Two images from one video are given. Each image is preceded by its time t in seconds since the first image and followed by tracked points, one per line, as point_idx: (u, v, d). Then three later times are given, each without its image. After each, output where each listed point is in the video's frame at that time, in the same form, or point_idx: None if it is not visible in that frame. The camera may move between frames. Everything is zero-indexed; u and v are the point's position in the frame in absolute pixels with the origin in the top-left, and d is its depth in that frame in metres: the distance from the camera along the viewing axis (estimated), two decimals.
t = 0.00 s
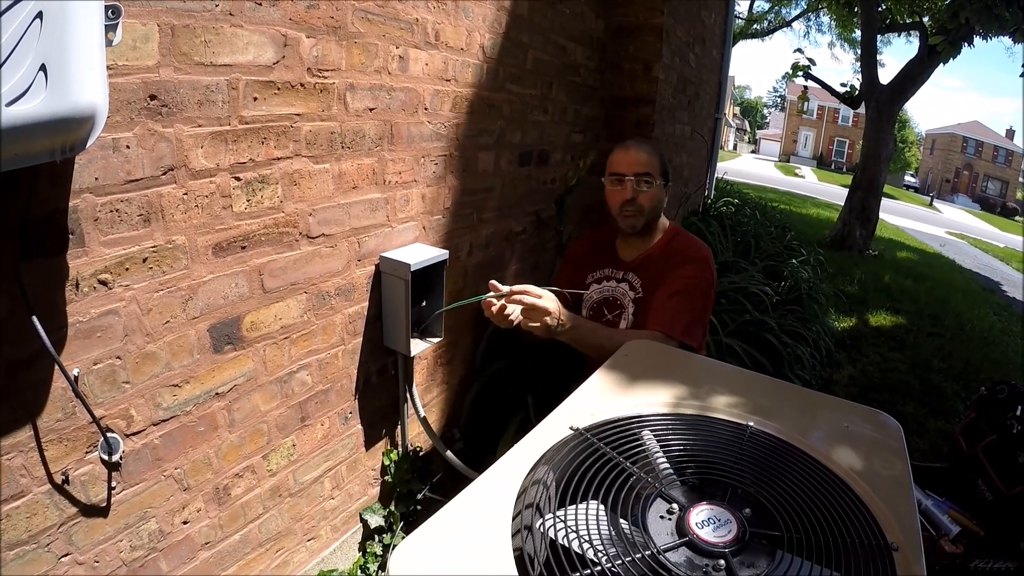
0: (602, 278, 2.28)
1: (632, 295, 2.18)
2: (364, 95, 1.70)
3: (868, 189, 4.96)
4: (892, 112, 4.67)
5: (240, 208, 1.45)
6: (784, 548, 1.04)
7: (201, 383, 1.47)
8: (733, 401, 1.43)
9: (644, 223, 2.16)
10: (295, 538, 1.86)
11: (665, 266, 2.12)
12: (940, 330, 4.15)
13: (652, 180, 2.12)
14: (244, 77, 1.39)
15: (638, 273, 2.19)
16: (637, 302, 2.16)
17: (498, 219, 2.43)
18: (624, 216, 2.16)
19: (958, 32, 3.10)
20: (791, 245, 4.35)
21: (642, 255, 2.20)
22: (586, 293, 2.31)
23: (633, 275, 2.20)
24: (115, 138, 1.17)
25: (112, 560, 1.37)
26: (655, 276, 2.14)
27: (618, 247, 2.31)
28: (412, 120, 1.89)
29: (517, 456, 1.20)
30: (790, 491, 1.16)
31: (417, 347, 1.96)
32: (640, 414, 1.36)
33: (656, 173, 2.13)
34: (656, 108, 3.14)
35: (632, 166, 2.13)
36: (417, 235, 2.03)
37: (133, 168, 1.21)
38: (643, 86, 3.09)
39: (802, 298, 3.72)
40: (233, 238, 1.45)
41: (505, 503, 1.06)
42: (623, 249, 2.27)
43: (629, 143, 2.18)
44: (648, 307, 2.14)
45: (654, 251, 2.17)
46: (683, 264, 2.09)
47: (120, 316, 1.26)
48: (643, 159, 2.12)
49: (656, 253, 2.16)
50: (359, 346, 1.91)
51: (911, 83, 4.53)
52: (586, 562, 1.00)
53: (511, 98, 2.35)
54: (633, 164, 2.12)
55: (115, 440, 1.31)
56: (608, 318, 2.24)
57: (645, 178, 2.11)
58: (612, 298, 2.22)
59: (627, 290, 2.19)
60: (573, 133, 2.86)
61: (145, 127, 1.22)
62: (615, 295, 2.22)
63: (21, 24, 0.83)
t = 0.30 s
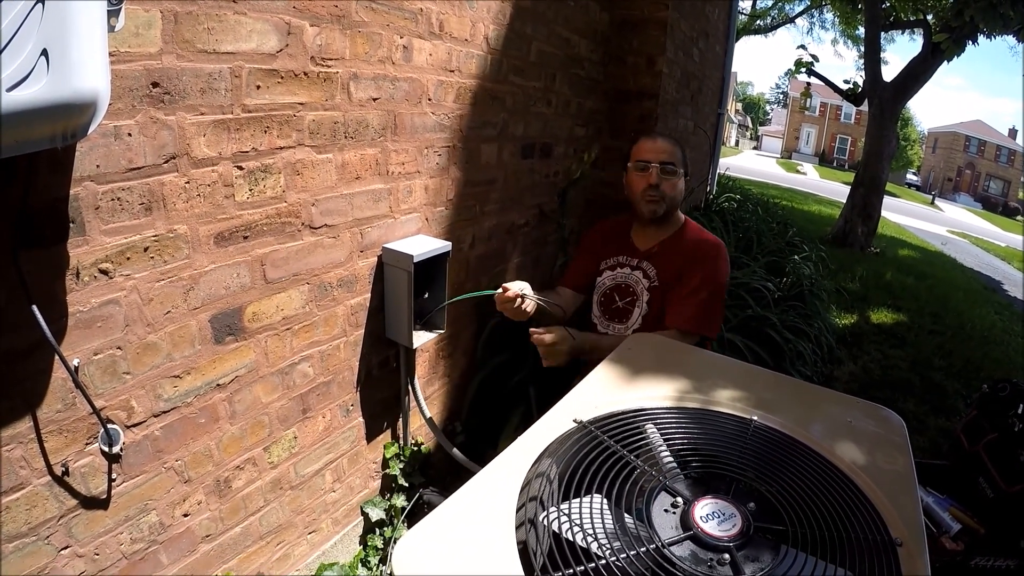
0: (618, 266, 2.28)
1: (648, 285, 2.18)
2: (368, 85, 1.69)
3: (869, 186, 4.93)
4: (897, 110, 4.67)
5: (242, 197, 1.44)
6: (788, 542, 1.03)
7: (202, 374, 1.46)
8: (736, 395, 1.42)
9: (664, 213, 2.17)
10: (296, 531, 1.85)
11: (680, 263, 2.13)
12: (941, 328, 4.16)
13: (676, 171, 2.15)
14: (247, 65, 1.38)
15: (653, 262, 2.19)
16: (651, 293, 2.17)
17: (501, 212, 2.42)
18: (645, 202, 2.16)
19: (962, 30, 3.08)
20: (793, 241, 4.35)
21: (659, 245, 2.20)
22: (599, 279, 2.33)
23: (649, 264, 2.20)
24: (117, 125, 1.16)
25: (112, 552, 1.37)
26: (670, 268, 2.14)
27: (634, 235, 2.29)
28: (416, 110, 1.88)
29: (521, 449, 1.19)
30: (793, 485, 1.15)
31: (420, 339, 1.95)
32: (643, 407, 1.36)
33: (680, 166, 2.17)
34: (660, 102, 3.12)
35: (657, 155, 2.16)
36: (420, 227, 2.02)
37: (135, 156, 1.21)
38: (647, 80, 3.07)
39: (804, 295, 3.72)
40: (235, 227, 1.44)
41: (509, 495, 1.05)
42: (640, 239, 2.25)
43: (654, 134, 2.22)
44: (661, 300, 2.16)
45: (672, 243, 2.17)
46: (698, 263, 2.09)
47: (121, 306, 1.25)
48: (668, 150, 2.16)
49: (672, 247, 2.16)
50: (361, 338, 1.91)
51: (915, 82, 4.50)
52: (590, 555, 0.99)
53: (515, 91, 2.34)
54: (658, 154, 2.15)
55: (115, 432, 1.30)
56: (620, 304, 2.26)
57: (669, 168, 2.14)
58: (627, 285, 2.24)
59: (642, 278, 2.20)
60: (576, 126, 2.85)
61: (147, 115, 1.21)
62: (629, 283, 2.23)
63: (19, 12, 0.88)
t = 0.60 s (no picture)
0: (627, 269, 2.27)
1: (661, 293, 2.19)
2: (368, 87, 1.69)
3: (868, 188, 4.78)
4: (897, 112, 4.63)
5: (242, 199, 1.44)
6: (788, 546, 1.03)
7: (201, 376, 1.46)
8: (736, 397, 1.42)
9: (666, 227, 2.15)
10: (295, 533, 1.85)
11: (691, 272, 2.15)
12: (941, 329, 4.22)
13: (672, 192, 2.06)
14: (247, 67, 1.38)
15: (664, 267, 2.19)
16: (663, 301, 2.19)
17: (501, 214, 2.42)
18: (642, 222, 2.14)
19: (962, 32, 3.08)
20: (792, 243, 4.36)
21: (667, 250, 2.19)
22: (606, 278, 2.33)
23: (659, 271, 2.19)
24: (116, 127, 1.16)
25: (112, 554, 1.36)
26: (682, 277, 2.16)
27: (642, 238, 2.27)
28: (416, 112, 1.88)
29: (521, 451, 1.19)
30: (793, 488, 1.15)
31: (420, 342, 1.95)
32: (644, 410, 1.35)
33: (678, 183, 2.07)
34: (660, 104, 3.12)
35: (652, 177, 2.07)
36: (420, 229, 2.02)
37: (135, 158, 1.20)
38: (647, 82, 3.07)
39: (803, 297, 3.72)
40: (235, 230, 1.44)
41: (509, 497, 1.05)
42: (648, 242, 2.23)
43: (651, 148, 2.11)
44: (671, 307, 2.18)
45: (680, 251, 2.17)
46: (709, 273, 2.11)
47: (120, 308, 1.25)
48: (664, 171, 2.06)
49: (681, 254, 2.17)
50: (361, 341, 1.90)
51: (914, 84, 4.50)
52: (590, 559, 0.99)
53: (515, 92, 2.34)
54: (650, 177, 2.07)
55: (115, 434, 1.30)
56: (628, 306, 2.27)
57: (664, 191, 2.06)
58: (635, 289, 2.25)
59: (652, 285, 2.21)
60: (576, 128, 2.85)
61: (147, 117, 1.21)
62: (639, 287, 2.24)
63: (22, 10, 0.84)
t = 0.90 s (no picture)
0: (627, 267, 2.27)
1: (661, 293, 2.19)
2: (363, 85, 1.68)
3: (866, 185, 4.90)
4: (894, 109, 4.68)
5: (236, 198, 1.43)
6: (786, 545, 1.03)
7: (196, 376, 1.45)
8: (734, 396, 1.41)
9: (672, 231, 2.14)
10: (292, 533, 1.84)
11: (692, 274, 2.15)
12: (939, 327, 4.19)
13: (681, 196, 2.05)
14: (240, 65, 1.37)
15: (665, 267, 2.18)
16: (662, 302, 2.18)
17: (498, 212, 2.41)
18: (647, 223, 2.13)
19: (959, 29, 3.07)
20: (789, 240, 4.36)
21: (670, 251, 2.18)
22: (607, 274, 2.33)
23: (661, 273, 2.19)
24: (109, 126, 1.15)
25: (107, 556, 1.36)
26: (683, 279, 2.15)
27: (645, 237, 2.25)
28: (411, 110, 1.87)
29: (518, 450, 1.19)
30: (791, 487, 1.14)
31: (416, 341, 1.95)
32: (641, 409, 1.35)
33: (687, 188, 2.05)
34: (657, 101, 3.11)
35: (661, 180, 2.06)
36: (416, 227, 2.01)
37: (128, 158, 1.19)
38: (644, 79, 3.06)
39: (801, 294, 3.72)
40: (229, 229, 1.43)
41: (506, 497, 1.04)
42: (651, 241, 2.22)
43: (661, 150, 2.10)
44: (670, 308, 2.18)
45: (683, 253, 2.16)
46: (709, 274, 2.12)
47: (114, 309, 1.24)
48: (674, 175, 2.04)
49: (684, 256, 2.16)
50: (357, 340, 1.90)
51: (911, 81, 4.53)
52: (587, 559, 0.98)
53: (511, 90, 2.33)
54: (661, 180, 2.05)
55: (109, 435, 1.29)
56: (627, 303, 2.26)
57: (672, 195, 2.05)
58: (635, 288, 2.24)
59: (652, 285, 2.20)
60: (573, 125, 2.84)
61: (140, 116, 1.20)
62: (639, 286, 2.24)
63: (12, 11, 0.85)
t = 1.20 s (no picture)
0: (622, 269, 2.26)
1: (654, 297, 2.18)
2: (355, 81, 1.67)
3: (858, 187, 4.98)
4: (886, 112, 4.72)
5: (225, 195, 1.41)
6: (779, 550, 1.02)
7: (184, 376, 1.43)
8: (727, 399, 1.41)
9: (668, 235, 2.12)
10: (281, 534, 1.82)
11: (687, 279, 2.14)
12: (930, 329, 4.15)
13: (679, 201, 2.02)
14: (231, 59, 1.35)
15: (660, 270, 2.17)
16: (656, 305, 2.18)
17: (490, 211, 2.40)
18: (644, 226, 2.12)
19: (954, 33, 3.05)
20: (782, 242, 4.37)
21: (665, 254, 2.16)
22: (602, 275, 2.32)
23: (656, 277, 2.18)
24: (96, 121, 1.13)
25: (94, 558, 1.33)
26: (677, 283, 2.14)
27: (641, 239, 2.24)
28: (404, 107, 1.86)
29: (509, 453, 1.17)
30: (784, 491, 1.13)
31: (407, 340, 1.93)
32: (633, 412, 1.33)
33: (686, 193, 2.02)
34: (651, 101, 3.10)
35: (660, 184, 2.03)
36: (407, 226, 1.99)
37: (115, 153, 1.17)
38: (638, 78, 3.05)
39: (793, 295, 3.73)
40: (217, 226, 1.41)
41: (497, 500, 1.03)
42: (647, 244, 2.20)
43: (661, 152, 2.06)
44: (664, 311, 2.17)
45: (679, 257, 2.14)
46: (704, 279, 2.11)
47: (100, 307, 1.22)
48: (673, 180, 2.01)
49: (680, 259, 2.14)
50: (347, 339, 1.88)
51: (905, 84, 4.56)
52: (578, 564, 0.97)
53: (505, 88, 2.32)
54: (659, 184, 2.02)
55: (94, 435, 1.27)
56: (621, 306, 2.26)
57: (670, 199, 2.02)
58: (629, 290, 2.24)
59: (647, 288, 2.20)
60: (567, 124, 2.84)
61: (128, 111, 1.18)
62: (634, 289, 2.23)
63: None
